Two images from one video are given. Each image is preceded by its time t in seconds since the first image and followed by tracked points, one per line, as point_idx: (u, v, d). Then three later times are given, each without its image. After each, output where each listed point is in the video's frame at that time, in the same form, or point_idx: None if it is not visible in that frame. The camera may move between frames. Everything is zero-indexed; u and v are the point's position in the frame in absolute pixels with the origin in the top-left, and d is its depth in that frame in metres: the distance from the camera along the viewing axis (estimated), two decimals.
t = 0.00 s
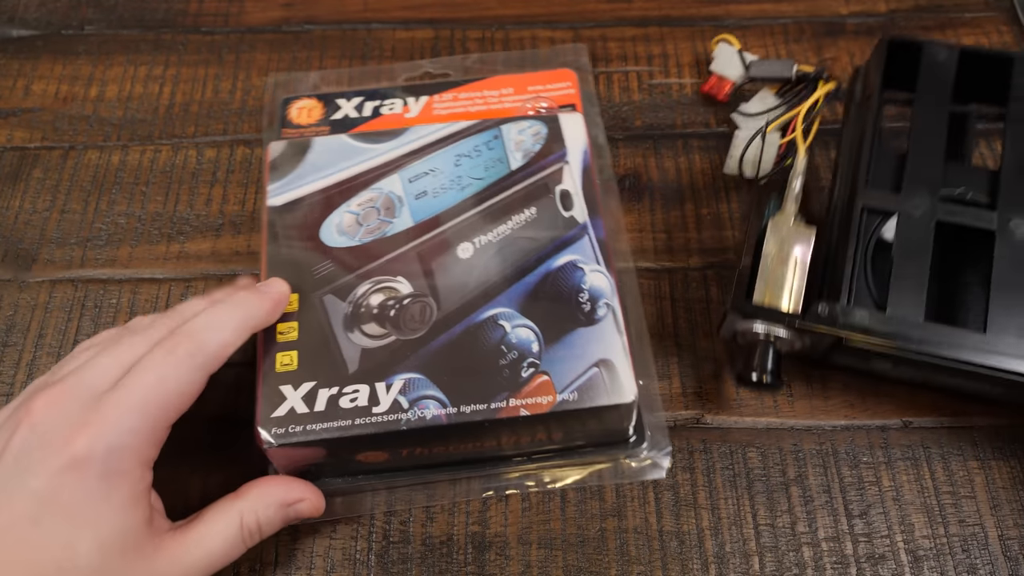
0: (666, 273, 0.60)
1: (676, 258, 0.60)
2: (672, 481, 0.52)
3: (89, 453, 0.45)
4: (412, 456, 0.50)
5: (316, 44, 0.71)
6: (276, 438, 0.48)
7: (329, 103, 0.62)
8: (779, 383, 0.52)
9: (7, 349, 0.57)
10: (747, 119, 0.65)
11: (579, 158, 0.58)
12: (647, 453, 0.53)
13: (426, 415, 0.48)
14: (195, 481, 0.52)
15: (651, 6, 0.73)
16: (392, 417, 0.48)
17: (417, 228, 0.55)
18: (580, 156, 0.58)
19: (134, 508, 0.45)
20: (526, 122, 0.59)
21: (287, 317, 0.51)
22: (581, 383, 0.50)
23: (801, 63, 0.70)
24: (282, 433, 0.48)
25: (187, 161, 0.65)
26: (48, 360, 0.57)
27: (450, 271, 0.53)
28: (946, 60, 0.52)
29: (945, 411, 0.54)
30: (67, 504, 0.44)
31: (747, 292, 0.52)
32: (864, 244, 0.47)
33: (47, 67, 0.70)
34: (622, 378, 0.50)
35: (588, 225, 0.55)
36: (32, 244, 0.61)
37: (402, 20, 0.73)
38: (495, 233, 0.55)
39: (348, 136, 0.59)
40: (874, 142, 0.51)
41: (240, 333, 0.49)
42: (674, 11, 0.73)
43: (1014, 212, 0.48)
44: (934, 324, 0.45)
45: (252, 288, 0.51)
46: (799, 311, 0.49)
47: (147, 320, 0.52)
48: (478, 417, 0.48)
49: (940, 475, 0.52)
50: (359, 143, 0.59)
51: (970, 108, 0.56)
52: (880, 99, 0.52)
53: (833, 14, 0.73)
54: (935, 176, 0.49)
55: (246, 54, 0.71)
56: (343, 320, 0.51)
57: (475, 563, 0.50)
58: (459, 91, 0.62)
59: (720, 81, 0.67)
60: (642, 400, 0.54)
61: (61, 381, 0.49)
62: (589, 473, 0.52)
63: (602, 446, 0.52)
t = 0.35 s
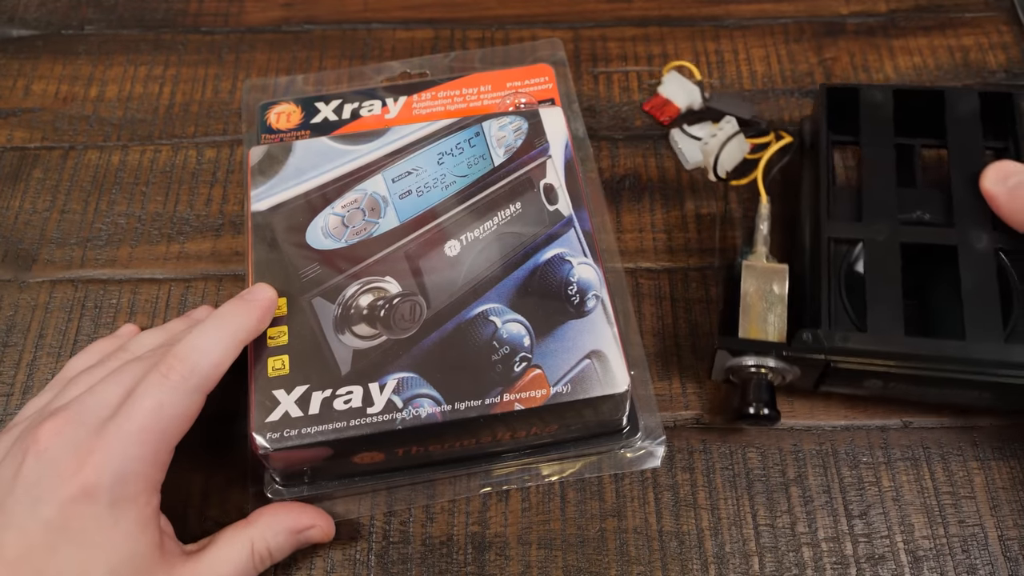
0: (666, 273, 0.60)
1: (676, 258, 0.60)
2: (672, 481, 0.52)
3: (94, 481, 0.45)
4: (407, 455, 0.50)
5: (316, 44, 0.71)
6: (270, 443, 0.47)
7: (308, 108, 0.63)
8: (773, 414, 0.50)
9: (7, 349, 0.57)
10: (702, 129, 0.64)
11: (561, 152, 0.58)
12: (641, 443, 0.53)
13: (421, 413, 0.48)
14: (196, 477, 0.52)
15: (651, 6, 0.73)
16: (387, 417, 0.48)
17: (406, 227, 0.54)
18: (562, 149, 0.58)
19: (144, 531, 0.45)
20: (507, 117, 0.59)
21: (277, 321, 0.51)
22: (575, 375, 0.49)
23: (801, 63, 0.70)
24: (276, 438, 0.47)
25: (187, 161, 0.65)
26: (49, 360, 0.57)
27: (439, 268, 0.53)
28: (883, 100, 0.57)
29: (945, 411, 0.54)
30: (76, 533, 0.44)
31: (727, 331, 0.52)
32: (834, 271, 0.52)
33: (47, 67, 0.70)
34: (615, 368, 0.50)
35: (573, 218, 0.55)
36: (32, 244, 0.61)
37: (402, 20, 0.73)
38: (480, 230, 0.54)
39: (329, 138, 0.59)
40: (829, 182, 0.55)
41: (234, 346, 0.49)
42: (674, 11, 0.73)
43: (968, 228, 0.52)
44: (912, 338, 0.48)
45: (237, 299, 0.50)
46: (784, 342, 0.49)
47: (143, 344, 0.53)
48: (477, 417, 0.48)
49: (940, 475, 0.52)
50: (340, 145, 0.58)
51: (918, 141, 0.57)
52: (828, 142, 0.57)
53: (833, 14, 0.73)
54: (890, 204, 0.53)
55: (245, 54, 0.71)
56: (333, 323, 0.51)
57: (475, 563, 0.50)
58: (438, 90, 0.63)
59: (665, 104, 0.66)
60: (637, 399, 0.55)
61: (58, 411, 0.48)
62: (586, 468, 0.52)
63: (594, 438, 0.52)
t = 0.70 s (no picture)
0: (665, 273, 0.60)
1: (676, 258, 0.60)
2: (672, 482, 0.52)
3: (95, 483, 0.45)
4: (404, 452, 0.50)
5: (316, 44, 0.71)
6: (266, 440, 0.47)
7: (304, 106, 0.63)
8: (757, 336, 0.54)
9: (7, 350, 0.57)
10: (663, 82, 0.66)
11: (557, 148, 0.58)
12: (637, 439, 0.53)
13: (416, 410, 0.48)
14: (196, 478, 0.52)
15: (651, 6, 0.73)
16: (383, 414, 0.48)
17: (402, 224, 0.55)
18: (558, 146, 0.58)
19: (146, 532, 0.45)
20: (502, 114, 0.59)
21: (272, 318, 0.51)
22: (570, 371, 0.49)
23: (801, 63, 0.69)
24: (272, 434, 0.47)
25: (187, 161, 0.65)
26: (49, 360, 0.57)
27: (434, 265, 0.53)
28: (844, 44, 0.61)
29: (945, 412, 0.54)
30: (79, 535, 0.44)
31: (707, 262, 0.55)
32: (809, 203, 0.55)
33: (47, 67, 0.70)
34: (610, 365, 0.50)
35: (569, 214, 0.55)
36: (32, 245, 0.61)
37: (402, 20, 0.73)
38: (476, 226, 0.54)
39: (325, 136, 0.58)
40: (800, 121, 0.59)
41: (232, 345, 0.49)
42: (674, 11, 0.73)
43: (931, 155, 0.55)
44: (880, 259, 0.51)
45: (230, 299, 0.50)
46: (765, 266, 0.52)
47: (140, 347, 0.53)
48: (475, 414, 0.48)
49: (940, 475, 0.52)
50: (335, 142, 0.58)
51: (878, 82, 0.61)
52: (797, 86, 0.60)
53: (833, 14, 0.72)
54: (859, 138, 0.56)
55: (245, 54, 0.71)
56: (329, 320, 0.51)
57: (475, 564, 0.50)
58: (434, 88, 0.64)
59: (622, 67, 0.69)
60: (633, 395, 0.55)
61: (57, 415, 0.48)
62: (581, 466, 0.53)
63: (590, 435, 0.52)
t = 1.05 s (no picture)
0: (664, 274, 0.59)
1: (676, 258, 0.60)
2: (672, 482, 0.52)
3: (81, 484, 0.44)
4: (377, 441, 0.50)
5: (316, 44, 0.71)
6: (236, 431, 0.46)
7: (279, 101, 0.61)
8: (688, 373, 0.52)
9: (7, 349, 0.57)
10: (623, 100, 0.65)
11: (528, 140, 0.57)
12: (610, 428, 0.53)
13: (387, 399, 0.47)
14: (196, 478, 0.52)
15: (651, 6, 0.73)
16: (353, 403, 0.47)
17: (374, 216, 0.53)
18: (528, 138, 0.57)
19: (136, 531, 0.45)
20: (474, 106, 0.58)
21: (243, 310, 0.50)
22: (540, 359, 0.49)
23: (801, 64, 0.70)
24: (243, 425, 0.46)
25: (187, 161, 0.65)
26: (49, 360, 0.57)
27: (405, 256, 0.52)
28: (792, 84, 0.60)
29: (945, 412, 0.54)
30: (69, 537, 0.44)
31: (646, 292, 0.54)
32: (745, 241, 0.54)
33: (47, 67, 0.70)
34: (580, 352, 0.49)
35: (539, 204, 0.54)
36: (32, 245, 0.61)
37: (402, 20, 0.73)
38: (447, 217, 0.53)
39: (298, 129, 0.58)
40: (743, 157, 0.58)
41: (204, 338, 0.48)
42: (674, 11, 0.73)
43: (866, 203, 0.54)
44: (813, 303, 0.50)
45: (201, 291, 0.50)
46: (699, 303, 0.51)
47: (114, 350, 0.53)
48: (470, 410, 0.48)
49: (940, 476, 0.52)
50: (309, 136, 0.57)
51: (821, 121, 0.61)
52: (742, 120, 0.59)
53: (833, 14, 0.73)
54: (798, 178, 0.56)
55: (246, 54, 0.71)
56: (300, 310, 0.50)
57: (475, 563, 0.50)
58: (408, 82, 0.62)
59: (587, 78, 0.68)
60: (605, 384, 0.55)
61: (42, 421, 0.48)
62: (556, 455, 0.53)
63: (565, 423, 0.53)
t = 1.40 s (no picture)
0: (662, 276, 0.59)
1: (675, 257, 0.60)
2: (672, 482, 0.52)
3: (32, 502, 0.44)
4: (333, 455, 0.49)
5: (316, 44, 0.71)
6: (190, 446, 0.46)
7: (244, 111, 0.62)
8: (640, 385, 0.51)
9: (7, 350, 0.57)
10: (605, 100, 0.66)
11: (490, 149, 0.56)
12: (573, 438, 0.53)
13: (341, 413, 0.47)
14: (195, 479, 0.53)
15: (651, 6, 0.73)
16: (308, 418, 0.47)
17: (334, 227, 0.53)
18: (491, 147, 0.56)
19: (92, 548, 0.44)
20: (437, 116, 0.57)
21: (198, 324, 0.49)
22: (497, 372, 0.48)
23: (801, 64, 0.70)
24: (196, 441, 0.46)
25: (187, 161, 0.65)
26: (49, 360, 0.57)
27: (363, 269, 0.51)
28: (773, 100, 0.59)
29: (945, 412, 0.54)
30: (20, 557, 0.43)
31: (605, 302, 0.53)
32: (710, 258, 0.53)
33: (47, 67, 0.70)
34: (538, 364, 0.49)
35: (500, 214, 0.54)
36: (32, 244, 0.61)
37: (402, 20, 0.73)
38: (406, 227, 0.53)
39: (259, 140, 0.56)
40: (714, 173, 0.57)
41: (153, 353, 0.48)
42: (674, 11, 0.73)
43: (834, 224, 0.54)
44: (772, 322, 0.49)
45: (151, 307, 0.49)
46: (656, 314, 0.50)
47: (69, 366, 0.53)
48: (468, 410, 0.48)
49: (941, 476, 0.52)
50: (269, 146, 0.56)
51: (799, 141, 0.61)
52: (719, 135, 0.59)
53: (833, 14, 0.72)
54: (767, 197, 0.55)
55: (246, 54, 0.71)
56: (255, 323, 0.49)
57: (475, 563, 0.50)
58: (375, 90, 0.63)
59: (574, 76, 0.68)
60: (569, 393, 0.54)
61: None
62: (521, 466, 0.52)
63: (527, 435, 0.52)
